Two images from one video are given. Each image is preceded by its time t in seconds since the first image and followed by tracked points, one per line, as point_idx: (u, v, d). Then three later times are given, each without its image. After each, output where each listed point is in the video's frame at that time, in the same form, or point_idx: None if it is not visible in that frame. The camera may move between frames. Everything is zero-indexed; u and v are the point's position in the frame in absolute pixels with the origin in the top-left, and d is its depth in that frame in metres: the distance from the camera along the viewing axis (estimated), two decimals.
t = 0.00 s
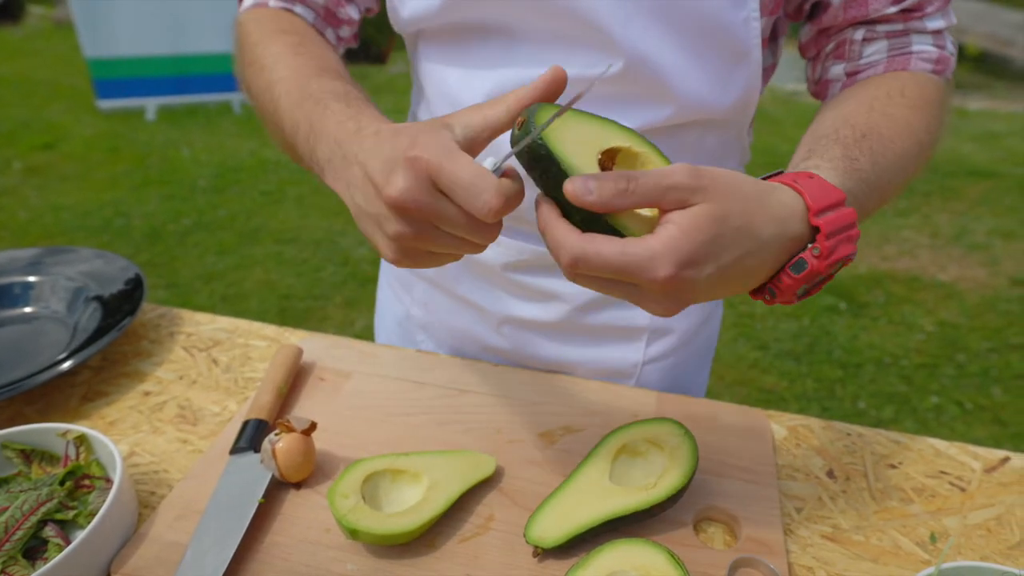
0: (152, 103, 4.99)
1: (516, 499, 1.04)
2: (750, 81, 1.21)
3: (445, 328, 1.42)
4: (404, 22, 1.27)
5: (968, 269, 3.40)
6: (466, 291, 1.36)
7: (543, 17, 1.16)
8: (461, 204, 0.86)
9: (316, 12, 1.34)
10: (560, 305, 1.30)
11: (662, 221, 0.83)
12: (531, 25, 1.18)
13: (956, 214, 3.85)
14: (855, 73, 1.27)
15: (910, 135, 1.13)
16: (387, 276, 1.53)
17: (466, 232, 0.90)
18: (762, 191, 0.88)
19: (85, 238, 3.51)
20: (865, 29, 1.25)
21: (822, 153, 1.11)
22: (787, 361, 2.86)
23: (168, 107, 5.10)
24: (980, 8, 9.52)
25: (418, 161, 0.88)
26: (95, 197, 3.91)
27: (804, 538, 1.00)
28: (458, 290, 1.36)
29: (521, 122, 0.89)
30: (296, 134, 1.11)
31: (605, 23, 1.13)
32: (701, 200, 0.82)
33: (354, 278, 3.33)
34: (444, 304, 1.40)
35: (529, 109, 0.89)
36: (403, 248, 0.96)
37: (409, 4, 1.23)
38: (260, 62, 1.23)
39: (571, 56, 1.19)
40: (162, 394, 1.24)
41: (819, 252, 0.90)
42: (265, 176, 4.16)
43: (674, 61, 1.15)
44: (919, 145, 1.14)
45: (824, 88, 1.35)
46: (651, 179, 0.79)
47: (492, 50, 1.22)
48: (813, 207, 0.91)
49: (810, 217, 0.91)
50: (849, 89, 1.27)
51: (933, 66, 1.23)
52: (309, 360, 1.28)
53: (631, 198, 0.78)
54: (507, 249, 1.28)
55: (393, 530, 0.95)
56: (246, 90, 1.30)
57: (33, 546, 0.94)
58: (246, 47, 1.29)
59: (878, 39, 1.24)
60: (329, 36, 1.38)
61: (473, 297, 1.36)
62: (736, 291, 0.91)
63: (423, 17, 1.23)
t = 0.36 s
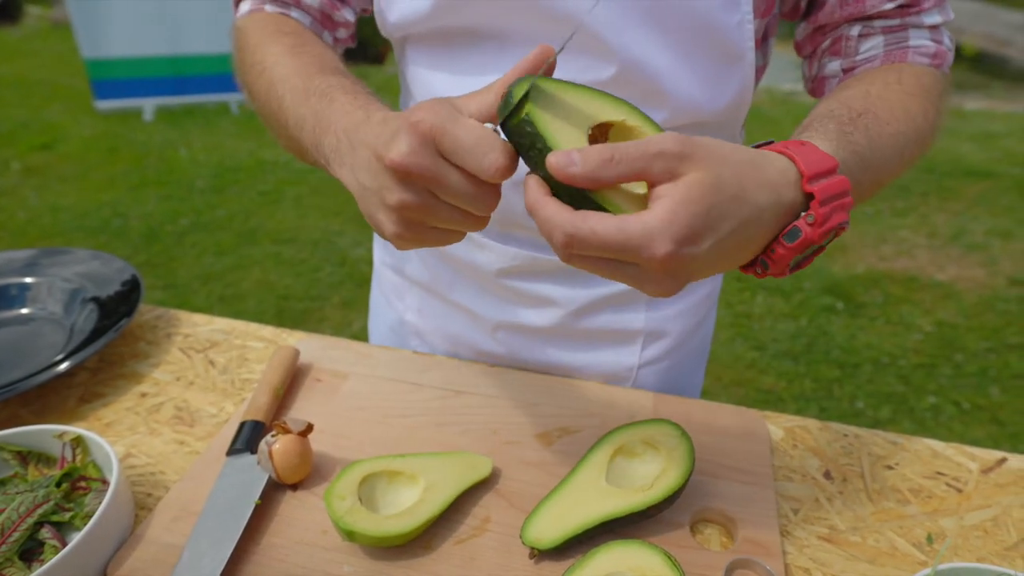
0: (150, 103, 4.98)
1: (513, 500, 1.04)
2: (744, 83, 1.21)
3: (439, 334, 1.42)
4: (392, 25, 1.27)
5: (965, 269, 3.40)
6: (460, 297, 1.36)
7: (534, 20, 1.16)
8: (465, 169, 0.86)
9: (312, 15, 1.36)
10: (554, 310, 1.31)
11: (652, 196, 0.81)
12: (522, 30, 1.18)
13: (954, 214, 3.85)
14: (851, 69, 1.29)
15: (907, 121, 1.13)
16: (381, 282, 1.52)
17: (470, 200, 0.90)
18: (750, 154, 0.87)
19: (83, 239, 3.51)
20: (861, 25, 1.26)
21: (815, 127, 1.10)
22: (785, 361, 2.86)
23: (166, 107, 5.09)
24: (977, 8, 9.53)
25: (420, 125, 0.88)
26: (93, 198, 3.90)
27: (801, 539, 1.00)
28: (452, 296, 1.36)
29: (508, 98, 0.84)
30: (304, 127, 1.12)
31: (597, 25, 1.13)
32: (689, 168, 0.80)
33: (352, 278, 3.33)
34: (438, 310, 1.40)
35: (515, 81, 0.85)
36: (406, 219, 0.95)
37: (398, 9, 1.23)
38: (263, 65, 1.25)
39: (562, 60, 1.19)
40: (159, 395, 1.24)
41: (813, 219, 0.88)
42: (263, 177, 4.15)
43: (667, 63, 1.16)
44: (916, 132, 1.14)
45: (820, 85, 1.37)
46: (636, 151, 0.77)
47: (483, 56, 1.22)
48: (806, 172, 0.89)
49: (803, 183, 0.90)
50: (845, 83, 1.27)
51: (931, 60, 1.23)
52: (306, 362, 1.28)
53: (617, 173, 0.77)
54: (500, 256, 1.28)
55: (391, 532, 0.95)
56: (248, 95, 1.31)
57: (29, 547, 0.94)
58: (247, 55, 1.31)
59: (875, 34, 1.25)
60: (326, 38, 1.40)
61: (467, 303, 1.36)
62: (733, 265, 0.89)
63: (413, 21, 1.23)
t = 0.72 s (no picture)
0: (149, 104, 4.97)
1: (513, 502, 1.04)
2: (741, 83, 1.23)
3: (438, 338, 1.41)
4: (389, 30, 1.26)
5: (964, 269, 3.41)
6: (459, 302, 1.36)
7: (531, 24, 1.17)
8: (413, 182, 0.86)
9: (350, 32, 1.37)
10: (554, 314, 1.31)
11: (655, 196, 0.81)
12: (521, 35, 1.18)
13: (952, 215, 3.86)
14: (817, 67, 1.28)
15: (862, 114, 1.17)
16: (379, 285, 1.51)
17: (415, 218, 0.88)
18: (715, 125, 0.88)
19: (82, 240, 3.50)
20: (828, 27, 1.25)
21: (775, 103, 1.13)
22: (784, 362, 2.86)
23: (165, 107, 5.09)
24: (975, 8, 9.57)
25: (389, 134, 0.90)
26: (92, 198, 3.90)
27: (801, 541, 1.00)
28: (452, 300, 1.36)
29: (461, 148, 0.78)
30: (332, 144, 1.13)
31: (593, 31, 1.14)
32: (680, 161, 0.80)
33: (351, 279, 3.33)
34: (438, 314, 1.39)
35: (456, 121, 0.78)
36: (362, 222, 0.96)
37: (395, 14, 1.23)
38: (303, 86, 1.28)
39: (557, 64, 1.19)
40: (159, 397, 1.24)
41: (774, 175, 0.91)
42: (262, 178, 4.15)
43: (667, 70, 1.17)
44: (870, 125, 1.18)
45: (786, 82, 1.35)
46: (633, 159, 0.77)
47: (481, 61, 1.22)
48: (763, 132, 0.91)
49: (760, 141, 0.92)
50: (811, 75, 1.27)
51: (890, 65, 1.25)
52: (306, 363, 1.28)
53: (625, 185, 0.76)
54: (501, 259, 1.28)
55: (391, 535, 0.95)
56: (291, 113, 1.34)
57: (29, 550, 0.93)
58: (290, 73, 1.33)
59: (841, 38, 1.25)
60: (368, 53, 1.39)
61: (467, 308, 1.35)
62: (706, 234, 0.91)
63: (410, 27, 1.22)
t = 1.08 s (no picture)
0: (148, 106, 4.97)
1: (511, 507, 1.04)
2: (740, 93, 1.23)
3: (438, 342, 1.41)
4: (389, 36, 1.27)
5: (961, 271, 3.41)
6: (460, 305, 1.36)
7: (530, 31, 1.17)
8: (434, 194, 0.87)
9: (355, 38, 1.37)
10: (555, 318, 1.31)
11: (654, 213, 0.81)
12: (522, 42, 1.19)
13: (950, 217, 3.86)
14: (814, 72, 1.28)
15: (858, 121, 1.18)
16: (379, 289, 1.52)
17: (428, 229, 0.89)
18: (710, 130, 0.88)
19: (81, 242, 3.50)
20: (825, 32, 1.26)
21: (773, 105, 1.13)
22: (783, 364, 2.86)
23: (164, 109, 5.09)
24: (972, 11, 9.60)
25: (403, 145, 0.90)
26: (91, 201, 3.90)
27: (799, 545, 1.00)
28: (452, 304, 1.36)
29: (460, 184, 0.78)
30: (343, 153, 1.13)
31: (593, 39, 1.14)
32: (681, 177, 0.80)
33: (350, 281, 3.33)
34: (438, 318, 1.39)
35: (461, 164, 0.78)
36: (374, 231, 0.96)
37: (395, 21, 1.23)
38: (311, 93, 1.28)
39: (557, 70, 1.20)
40: (157, 401, 1.24)
41: (762, 187, 0.91)
42: (261, 180, 4.15)
43: (667, 77, 1.17)
44: (867, 134, 1.19)
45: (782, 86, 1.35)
46: (637, 182, 0.77)
47: (482, 68, 1.22)
48: (758, 142, 0.91)
49: (753, 152, 0.91)
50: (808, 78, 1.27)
51: (886, 70, 1.25)
52: (305, 367, 1.28)
53: (630, 210, 0.76)
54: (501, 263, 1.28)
55: (390, 540, 0.95)
56: (300, 121, 1.35)
57: (27, 555, 0.93)
58: (298, 82, 1.34)
59: (838, 43, 1.26)
60: (372, 58, 1.40)
61: (467, 312, 1.35)
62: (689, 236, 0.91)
63: (410, 33, 1.23)
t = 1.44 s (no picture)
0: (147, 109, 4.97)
1: (511, 512, 1.04)
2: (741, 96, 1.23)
3: (438, 346, 1.41)
4: (390, 43, 1.27)
5: (960, 273, 3.41)
6: (459, 310, 1.36)
7: (529, 36, 1.17)
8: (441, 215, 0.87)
9: (358, 46, 1.37)
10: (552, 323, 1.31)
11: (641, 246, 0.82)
12: (521, 48, 1.19)
13: (948, 219, 3.86)
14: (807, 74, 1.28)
15: (842, 130, 1.17)
16: (380, 294, 1.52)
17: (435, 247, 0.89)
18: (690, 154, 0.88)
19: (80, 246, 3.50)
20: (819, 36, 1.25)
21: (758, 108, 1.11)
22: (782, 367, 2.86)
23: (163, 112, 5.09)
24: (970, 13, 9.63)
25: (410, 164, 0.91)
26: (90, 204, 3.89)
27: (799, 551, 1.00)
28: (452, 309, 1.36)
29: (454, 238, 0.79)
30: (348, 167, 1.14)
31: (594, 45, 1.14)
32: (671, 213, 0.81)
33: (349, 284, 3.33)
34: (437, 322, 1.39)
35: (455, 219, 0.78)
36: (379, 247, 0.95)
37: (396, 28, 1.23)
38: (315, 105, 1.28)
39: (559, 76, 1.20)
40: (157, 406, 1.23)
41: (729, 206, 0.96)
42: (260, 183, 4.16)
43: (667, 84, 1.17)
44: (847, 144, 1.19)
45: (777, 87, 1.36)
46: (633, 224, 0.77)
47: (482, 75, 1.22)
48: (730, 165, 0.92)
49: (725, 172, 0.93)
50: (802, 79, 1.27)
51: (880, 75, 1.25)
52: (304, 372, 1.27)
53: (627, 252, 0.76)
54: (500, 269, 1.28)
55: (390, 546, 0.95)
56: (305, 132, 1.35)
57: (26, 561, 0.93)
58: (302, 93, 1.34)
59: (832, 46, 1.25)
60: (374, 66, 1.40)
61: (466, 317, 1.35)
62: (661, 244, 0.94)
63: (411, 40, 1.23)
